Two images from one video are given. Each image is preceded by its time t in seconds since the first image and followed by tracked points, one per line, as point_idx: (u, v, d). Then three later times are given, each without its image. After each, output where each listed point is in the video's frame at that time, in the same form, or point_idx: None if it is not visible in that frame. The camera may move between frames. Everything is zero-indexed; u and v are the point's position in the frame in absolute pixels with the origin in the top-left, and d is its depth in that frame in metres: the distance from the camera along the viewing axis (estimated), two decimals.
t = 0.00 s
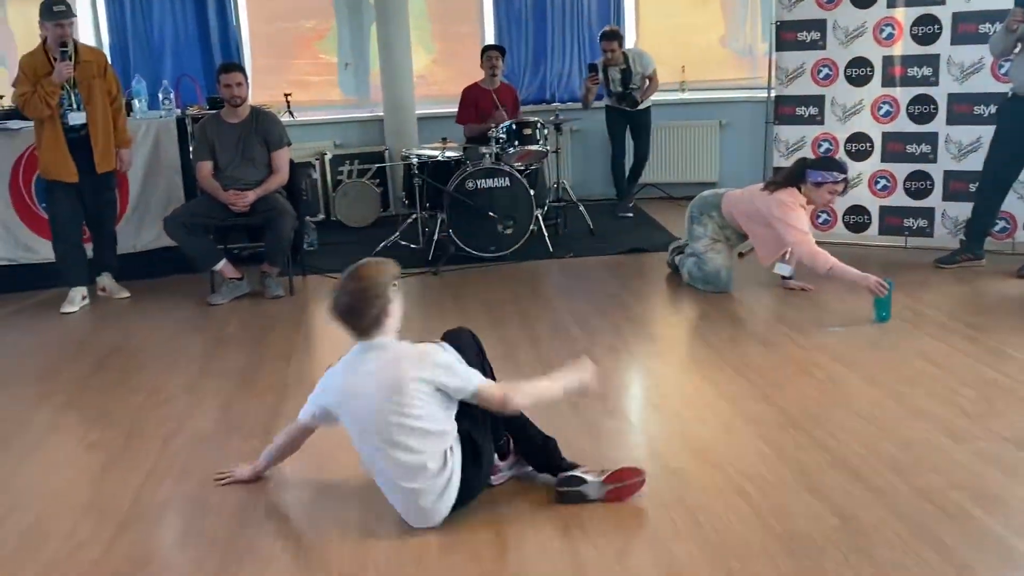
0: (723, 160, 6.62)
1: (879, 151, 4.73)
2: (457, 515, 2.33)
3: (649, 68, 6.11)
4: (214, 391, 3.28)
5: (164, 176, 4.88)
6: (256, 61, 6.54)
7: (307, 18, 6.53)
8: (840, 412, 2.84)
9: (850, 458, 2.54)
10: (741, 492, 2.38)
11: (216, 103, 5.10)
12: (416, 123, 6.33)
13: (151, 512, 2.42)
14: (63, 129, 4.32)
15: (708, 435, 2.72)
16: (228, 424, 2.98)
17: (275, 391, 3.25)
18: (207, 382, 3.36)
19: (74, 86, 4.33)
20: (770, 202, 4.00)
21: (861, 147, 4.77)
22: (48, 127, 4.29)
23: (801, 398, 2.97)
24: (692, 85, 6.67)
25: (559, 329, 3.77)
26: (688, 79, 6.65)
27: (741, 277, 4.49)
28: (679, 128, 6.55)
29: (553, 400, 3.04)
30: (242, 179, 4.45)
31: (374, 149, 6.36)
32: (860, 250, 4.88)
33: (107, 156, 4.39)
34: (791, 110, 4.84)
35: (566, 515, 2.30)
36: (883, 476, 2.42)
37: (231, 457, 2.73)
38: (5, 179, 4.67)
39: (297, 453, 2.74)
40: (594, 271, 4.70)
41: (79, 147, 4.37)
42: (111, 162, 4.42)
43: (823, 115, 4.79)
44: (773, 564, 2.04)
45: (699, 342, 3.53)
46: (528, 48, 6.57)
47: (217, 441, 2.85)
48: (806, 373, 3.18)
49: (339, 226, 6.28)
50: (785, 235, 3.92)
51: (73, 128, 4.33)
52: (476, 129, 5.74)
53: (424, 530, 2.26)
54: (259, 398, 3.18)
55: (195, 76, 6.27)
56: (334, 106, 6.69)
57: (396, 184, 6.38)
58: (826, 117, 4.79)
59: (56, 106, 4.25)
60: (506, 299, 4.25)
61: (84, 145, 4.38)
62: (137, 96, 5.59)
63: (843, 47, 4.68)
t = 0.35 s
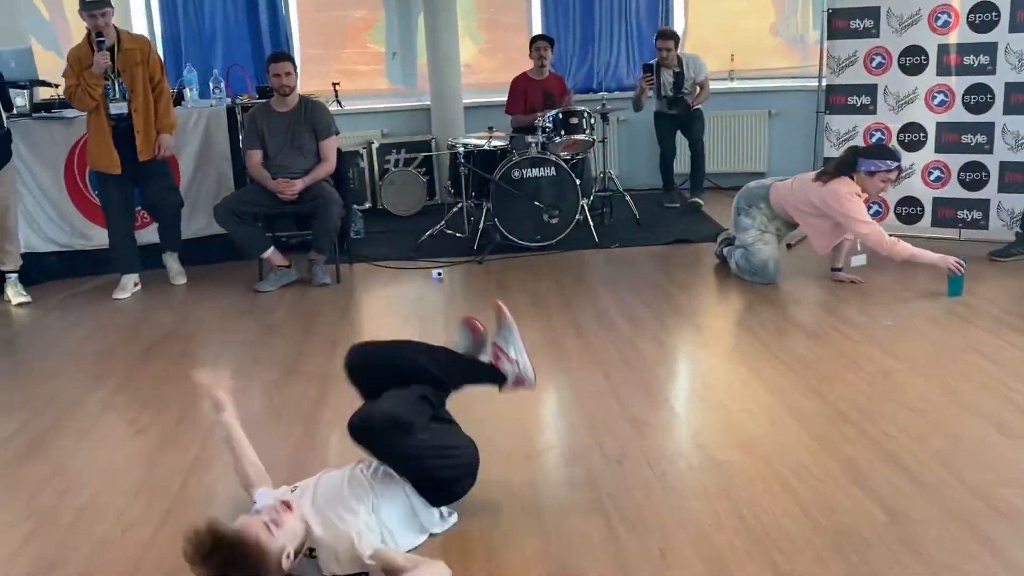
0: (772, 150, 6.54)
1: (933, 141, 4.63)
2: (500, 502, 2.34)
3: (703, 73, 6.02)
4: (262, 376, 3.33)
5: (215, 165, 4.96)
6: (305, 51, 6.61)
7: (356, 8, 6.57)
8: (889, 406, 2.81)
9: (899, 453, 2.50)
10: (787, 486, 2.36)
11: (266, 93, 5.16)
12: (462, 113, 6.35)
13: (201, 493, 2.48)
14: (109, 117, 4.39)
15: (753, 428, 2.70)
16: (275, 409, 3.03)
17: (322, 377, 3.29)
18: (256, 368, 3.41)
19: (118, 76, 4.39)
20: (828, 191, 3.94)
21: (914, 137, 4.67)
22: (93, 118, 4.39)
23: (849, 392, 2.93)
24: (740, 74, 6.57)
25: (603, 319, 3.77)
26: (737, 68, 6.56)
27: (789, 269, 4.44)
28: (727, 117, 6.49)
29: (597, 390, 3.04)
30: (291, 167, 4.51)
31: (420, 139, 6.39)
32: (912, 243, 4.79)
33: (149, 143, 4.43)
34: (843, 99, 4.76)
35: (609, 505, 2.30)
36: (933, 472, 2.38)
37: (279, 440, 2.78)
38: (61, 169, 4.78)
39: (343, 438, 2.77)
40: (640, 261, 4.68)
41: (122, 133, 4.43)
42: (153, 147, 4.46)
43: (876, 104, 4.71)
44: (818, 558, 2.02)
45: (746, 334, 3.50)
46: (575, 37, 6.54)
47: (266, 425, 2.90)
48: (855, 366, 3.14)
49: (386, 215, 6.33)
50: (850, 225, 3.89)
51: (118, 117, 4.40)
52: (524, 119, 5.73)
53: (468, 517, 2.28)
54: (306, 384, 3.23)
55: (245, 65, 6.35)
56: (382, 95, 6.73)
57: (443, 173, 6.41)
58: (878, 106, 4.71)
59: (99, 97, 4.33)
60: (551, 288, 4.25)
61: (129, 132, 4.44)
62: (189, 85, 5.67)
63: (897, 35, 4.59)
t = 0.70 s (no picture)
0: (818, 144, 6.45)
1: (985, 134, 4.54)
2: (540, 494, 2.36)
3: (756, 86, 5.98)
4: (308, 366, 3.39)
5: (262, 158, 5.02)
6: (350, 44, 6.67)
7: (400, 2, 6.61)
8: (935, 404, 2.77)
9: (945, 451, 2.47)
10: (829, 483, 2.34)
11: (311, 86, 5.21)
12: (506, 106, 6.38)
13: (248, 480, 2.53)
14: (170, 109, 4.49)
15: (795, 425, 2.68)
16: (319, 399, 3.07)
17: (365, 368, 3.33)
18: (301, 358, 3.47)
19: (180, 69, 4.45)
20: (867, 181, 3.88)
21: (965, 130, 4.59)
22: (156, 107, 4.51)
23: (894, 389, 2.89)
24: (787, 66, 6.52)
25: (645, 312, 3.76)
26: (783, 60, 6.51)
27: (835, 263, 4.38)
28: (772, 110, 6.41)
29: (637, 384, 3.04)
30: (336, 160, 4.56)
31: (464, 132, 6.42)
32: (962, 238, 4.70)
33: (206, 139, 4.50)
34: (892, 91, 4.69)
35: (649, 499, 2.31)
36: (979, 471, 2.35)
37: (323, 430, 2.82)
38: (112, 162, 4.87)
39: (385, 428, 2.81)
40: (683, 255, 4.65)
41: (179, 127, 4.50)
42: (209, 144, 4.52)
43: (925, 97, 4.62)
44: (860, 556, 2.01)
45: (790, 329, 3.47)
46: (619, 30, 6.50)
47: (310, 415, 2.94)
48: (901, 363, 3.10)
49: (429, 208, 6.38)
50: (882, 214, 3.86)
51: (177, 108, 4.49)
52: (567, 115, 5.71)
53: (507, 508, 2.30)
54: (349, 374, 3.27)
55: (291, 59, 6.41)
56: (426, 89, 6.76)
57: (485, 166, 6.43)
58: (928, 99, 4.62)
59: (161, 88, 4.45)
60: (593, 282, 4.25)
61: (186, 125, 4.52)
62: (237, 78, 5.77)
63: (948, 26, 4.50)
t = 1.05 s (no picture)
0: (885, 131, 6.29)
1: None
2: (592, 480, 2.36)
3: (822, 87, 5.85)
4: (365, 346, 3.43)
5: (323, 140, 5.08)
6: (412, 27, 6.68)
7: None
8: (1001, 399, 2.69)
9: (1011, 448, 2.40)
10: (889, 477, 2.29)
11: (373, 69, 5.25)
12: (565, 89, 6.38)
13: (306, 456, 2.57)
14: (251, 91, 4.60)
15: (857, 417, 2.62)
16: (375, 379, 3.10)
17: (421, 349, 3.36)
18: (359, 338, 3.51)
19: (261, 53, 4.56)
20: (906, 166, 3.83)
21: None
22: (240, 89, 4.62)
23: (959, 383, 2.82)
24: (854, 50, 6.40)
25: (702, 300, 3.72)
26: (852, 44, 6.39)
27: (899, 252, 4.29)
28: (838, 96, 6.30)
29: (693, 371, 3.01)
30: (395, 143, 4.59)
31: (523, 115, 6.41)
32: None
33: (291, 122, 4.61)
34: (963, 78, 4.58)
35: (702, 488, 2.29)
36: None
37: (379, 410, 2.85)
38: (178, 142, 4.97)
39: (441, 410, 2.83)
40: (742, 242, 4.59)
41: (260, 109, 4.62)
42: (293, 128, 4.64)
43: (999, 84, 4.47)
44: (918, 553, 1.97)
45: (851, 319, 3.40)
46: (683, 13, 6.42)
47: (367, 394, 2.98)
48: (967, 357, 3.02)
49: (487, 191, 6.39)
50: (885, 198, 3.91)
51: (258, 91, 4.60)
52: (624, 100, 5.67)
53: (559, 492, 2.31)
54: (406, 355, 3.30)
55: (354, 42, 6.45)
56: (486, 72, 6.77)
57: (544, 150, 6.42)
58: (1002, 86, 4.46)
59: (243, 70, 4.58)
60: (651, 268, 4.21)
61: (267, 106, 4.63)
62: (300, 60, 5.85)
63: None
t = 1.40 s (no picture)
0: (965, 116, 6.12)
1: None
2: (652, 459, 2.37)
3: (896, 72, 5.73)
4: (429, 320, 3.47)
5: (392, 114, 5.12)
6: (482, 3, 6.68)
7: None
8: None
9: None
10: (956, 467, 2.25)
11: (443, 44, 5.26)
12: (633, 67, 6.35)
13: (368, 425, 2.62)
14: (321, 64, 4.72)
15: (922, 405, 2.58)
16: (437, 352, 3.15)
17: (483, 324, 3.39)
18: (422, 312, 3.56)
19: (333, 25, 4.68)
20: (952, 141, 3.79)
21: None
22: (312, 60, 4.73)
23: None
24: (934, 33, 6.20)
25: (768, 283, 3.67)
26: (931, 26, 6.19)
27: (976, 239, 4.17)
28: (916, 79, 6.10)
29: (757, 356, 2.99)
30: (463, 119, 4.62)
31: (591, 93, 6.38)
32: None
33: (359, 93, 4.68)
34: None
35: (762, 471, 2.28)
36: None
37: (439, 382, 2.89)
38: (251, 114, 5.08)
39: (501, 385, 2.86)
40: (812, 226, 4.51)
41: (330, 81, 4.73)
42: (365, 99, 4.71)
43: None
44: (984, 545, 1.94)
45: (923, 307, 3.33)
46: None
47: (427, 367, 3.02)
48: None
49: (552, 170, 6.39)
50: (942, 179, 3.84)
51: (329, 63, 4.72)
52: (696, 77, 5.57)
53: (618, 470, 2.32)
54: (469, 330, 3.34)
55: (423, 16, 6.50)
56: (555, 48, 6.74)
57: (611, 129, 6.38)
58: None
59: (314, 41, 4.69)
60: (717, 250, 4.17)
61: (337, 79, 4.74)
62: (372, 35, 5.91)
63: None
